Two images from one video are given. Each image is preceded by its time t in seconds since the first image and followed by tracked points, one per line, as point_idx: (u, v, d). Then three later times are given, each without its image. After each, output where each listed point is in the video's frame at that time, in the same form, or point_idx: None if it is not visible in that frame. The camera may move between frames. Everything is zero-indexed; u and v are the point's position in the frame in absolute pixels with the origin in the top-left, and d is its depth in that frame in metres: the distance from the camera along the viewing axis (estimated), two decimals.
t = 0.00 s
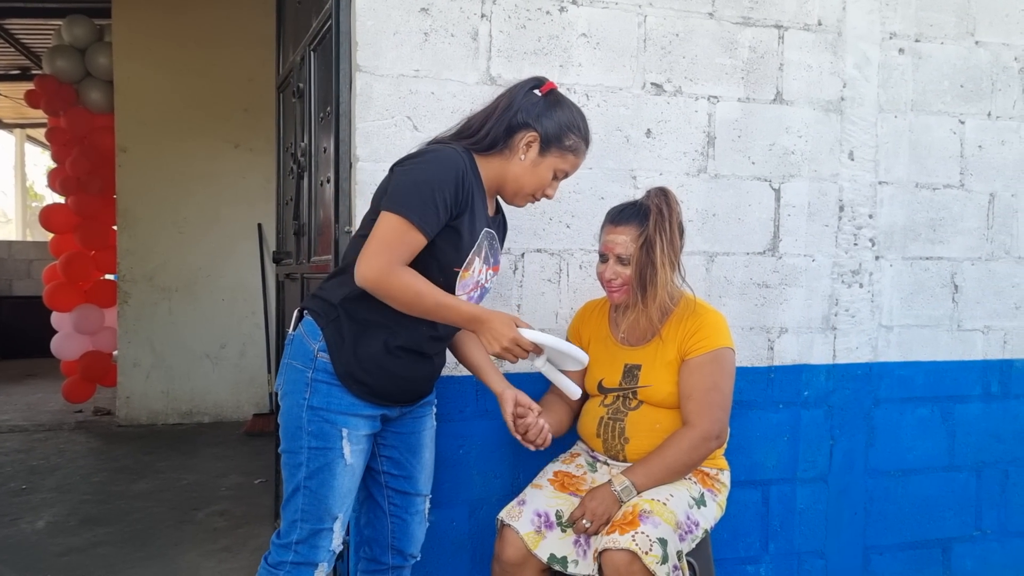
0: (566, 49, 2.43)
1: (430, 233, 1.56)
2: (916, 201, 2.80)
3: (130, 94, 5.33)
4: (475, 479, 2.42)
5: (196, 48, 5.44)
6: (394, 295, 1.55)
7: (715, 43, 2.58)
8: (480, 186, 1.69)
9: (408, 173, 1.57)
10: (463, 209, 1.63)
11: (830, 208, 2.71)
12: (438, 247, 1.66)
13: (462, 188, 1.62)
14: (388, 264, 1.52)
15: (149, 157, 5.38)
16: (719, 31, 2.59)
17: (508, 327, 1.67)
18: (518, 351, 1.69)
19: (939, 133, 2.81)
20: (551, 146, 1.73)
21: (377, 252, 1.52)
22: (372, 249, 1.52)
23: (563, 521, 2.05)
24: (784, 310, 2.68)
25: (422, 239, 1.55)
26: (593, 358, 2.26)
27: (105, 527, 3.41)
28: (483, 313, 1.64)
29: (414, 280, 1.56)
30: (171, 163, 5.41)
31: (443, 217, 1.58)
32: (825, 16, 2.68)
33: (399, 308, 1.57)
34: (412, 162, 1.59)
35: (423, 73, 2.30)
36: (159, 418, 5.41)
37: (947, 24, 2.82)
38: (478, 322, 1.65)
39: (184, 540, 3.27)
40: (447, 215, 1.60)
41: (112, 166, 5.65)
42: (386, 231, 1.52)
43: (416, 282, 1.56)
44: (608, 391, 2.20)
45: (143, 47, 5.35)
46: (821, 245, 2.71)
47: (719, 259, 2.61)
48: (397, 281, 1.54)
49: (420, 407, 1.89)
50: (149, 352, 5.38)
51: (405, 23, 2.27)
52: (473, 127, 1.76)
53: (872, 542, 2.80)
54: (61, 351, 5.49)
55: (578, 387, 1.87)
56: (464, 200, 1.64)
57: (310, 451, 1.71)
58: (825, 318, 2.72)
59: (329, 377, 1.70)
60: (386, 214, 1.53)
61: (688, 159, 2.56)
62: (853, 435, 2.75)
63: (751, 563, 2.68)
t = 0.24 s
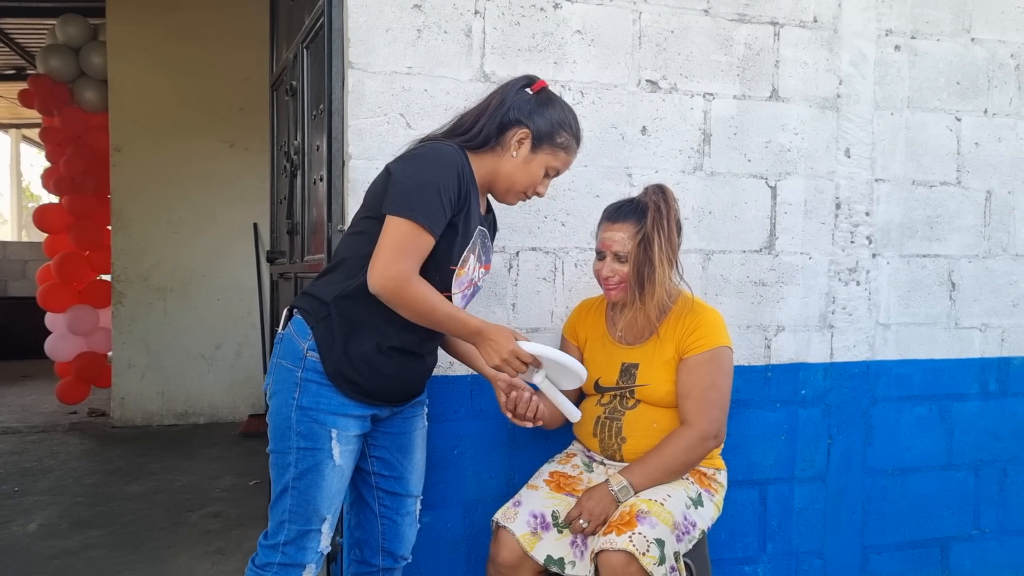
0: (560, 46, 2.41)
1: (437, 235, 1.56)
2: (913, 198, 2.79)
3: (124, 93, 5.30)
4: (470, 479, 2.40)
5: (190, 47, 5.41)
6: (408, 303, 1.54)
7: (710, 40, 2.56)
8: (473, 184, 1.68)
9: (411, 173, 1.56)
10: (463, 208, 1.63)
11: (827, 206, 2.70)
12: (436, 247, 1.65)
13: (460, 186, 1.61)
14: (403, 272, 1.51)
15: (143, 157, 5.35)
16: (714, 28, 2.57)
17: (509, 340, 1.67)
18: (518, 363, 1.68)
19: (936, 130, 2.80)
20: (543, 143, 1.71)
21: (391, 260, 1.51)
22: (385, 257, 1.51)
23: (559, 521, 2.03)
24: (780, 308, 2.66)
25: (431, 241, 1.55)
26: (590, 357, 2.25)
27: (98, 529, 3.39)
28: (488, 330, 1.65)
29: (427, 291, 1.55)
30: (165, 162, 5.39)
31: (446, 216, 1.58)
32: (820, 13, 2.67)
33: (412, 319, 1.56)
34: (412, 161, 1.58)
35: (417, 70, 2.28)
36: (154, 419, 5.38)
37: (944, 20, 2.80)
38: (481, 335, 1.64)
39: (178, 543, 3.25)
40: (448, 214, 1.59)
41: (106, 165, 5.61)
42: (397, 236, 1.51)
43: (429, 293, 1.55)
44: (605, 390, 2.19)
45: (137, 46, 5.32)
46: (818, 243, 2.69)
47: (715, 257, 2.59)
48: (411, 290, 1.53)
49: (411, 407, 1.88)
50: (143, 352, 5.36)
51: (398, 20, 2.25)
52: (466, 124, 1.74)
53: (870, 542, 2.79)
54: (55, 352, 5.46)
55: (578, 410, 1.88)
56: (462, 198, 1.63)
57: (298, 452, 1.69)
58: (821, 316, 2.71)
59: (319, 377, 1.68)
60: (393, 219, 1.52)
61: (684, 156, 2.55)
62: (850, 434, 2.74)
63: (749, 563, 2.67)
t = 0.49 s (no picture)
0: (559, 42, 2.39)
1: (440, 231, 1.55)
2: (913, 196, 2.77)
3: (121, 91, 5.28)
4: (468, 480, 2.38)
5: (188, 45, 5.39)
6: (418, 306, 1.52)
7: (710, 37, 2.55)
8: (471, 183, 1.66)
9: (412, 170, 1.54)
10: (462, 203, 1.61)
11: (827, 204, 2.68)
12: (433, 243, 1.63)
13: (459, 182, 1.60)
14: (412, 274, 1.50)
15: (140, 156, 5.33)
16: (714, 25, 2.55)
17: (508, 355, 1.68)
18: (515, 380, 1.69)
19: (937, 128, 2.78)
20: (540, 141, 1.69)
21: (399, 262, 1.49)
22: (393, 260, 1.50)
23: (558, 521, 2.01)
24: (780, 307, 2.65)
25: (435, 238, 1.53)
26: (589, 356, 2.23)
27: (94, 529, 3.37)
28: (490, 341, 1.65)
29: (437, 295, 1.54)
30: (163, 161, 5.37)
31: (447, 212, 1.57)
32: (821, 10, 2.65)
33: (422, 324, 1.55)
34: (411, 158, 1.56)
35: (414, 67, 2.26)
36: (152, 418, 5.36)
37: (945, 17, 2.79)
38: (483, 345, 1.64)
39: (175, 543, 3.23)
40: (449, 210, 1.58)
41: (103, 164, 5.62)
42: (402, 237, 1.50)
43: (438, 298, 1.54)
44: (604, 389, 2.17)
45: (134, 44, 5.30)
46: (818, 242, 2.68)
47: (715, 256, 2.58)
48: (421, 294, 1.52)
49: (407, 405, 1.86)
50: (140, 352, 5.33)
51: (395, 16, 2.23)
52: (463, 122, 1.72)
53: (870, 542, 2.77)
54: (52, 352, 5.44)
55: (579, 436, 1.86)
56: (461, 194, 1.62)
57: (296, 450, 1.67)
58: (822, 315, 2.69)
59: (314, 375, 1.66)
60: (396, 220, 1.50)
61: (683, 154, 2.53)
62: (851, 434, 2.72)
63: (748, 563, 2.65)
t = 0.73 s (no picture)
0: (560, 43, 2.39)
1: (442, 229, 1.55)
2: (913, 197, 2.77)
3: (120, 91, 5.27)
4: (469, 480, 2.38)
5: (187, 45, 5.39)
6: (424, 304, 1.52)
7: (710, 38, 2.55)
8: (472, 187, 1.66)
9: (415, 168, 1.55)
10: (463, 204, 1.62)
11: (827, 205, 2.68)
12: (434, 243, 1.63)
13: (461, 182, 1.60)
14: (417, 272, 1.50)
15: (139, 156, 5.33)
16: (715, 26, 2.55)
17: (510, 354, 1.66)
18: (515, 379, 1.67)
19: (937, 129, 2.79)
20: (541, 145, 1.70)
21: (404, 260, 1.49)
22: (398, 258, 1.49)
23: (558, 522, 2.01)
24: (781, 308, 2.65)
25: (438, 235, 1.53)
26: (590, 357, 2.23)
27: (93, 530, 3.36)
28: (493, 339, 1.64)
29: (442, 292, 1.54)
30: (162, 161, 5.36)
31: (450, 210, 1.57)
32: (821, 11, 2.65)
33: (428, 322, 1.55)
34: (414, 158, 1.57)
35: (415, 67, 2.26)
36: (150, 419, 5.36)
37: (945, 18, 2.79)
38: (485, 343, 1.63)
39: (174, 544, 3.22)
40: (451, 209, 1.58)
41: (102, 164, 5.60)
42: (408, 234, 1.49)
43: (443, 294, 1.54)
44: (605, 390, 2.17)
45: (133, 44, 5.29)
46: (818, 242, 2.68)
47: (715, 257, 2.58)
48: (426, 291, 1.52)
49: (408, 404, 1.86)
50: (139, 352, 5.33)
51: (396, 16, 2.23)
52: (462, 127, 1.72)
53: (870, 543, 2.77)
54: (50, 352, 5.43)
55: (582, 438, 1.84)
56: (462, 195, 1.62)
57: (304, 451, 1.67)
58: (822, 315, 2.69)
59: (318, 375, 1.66)
60: (402, 220, 1.50)
61: (684, 155, 2.53)
62: (851, 434, 2.72)
63: (749, 564, 2.65)
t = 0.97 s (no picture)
0: (560, 43, 2.40)
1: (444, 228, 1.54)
2: (912, 196, 2.78)
3: (120, 91, 5.28)
4: (470, 478, 2.39)
5: (187, 45, 5.39)
6: (422, 297, 1.50)
7: (710, 37, 2.56)
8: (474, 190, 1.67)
9: (419, 170, 1.55)
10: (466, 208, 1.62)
11: (826, 204, 2.69)
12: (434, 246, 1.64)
13: (465, 186, 1.61)
14: (415, 263, 1.49)
15: (139, 155, 5.33)
16: (714, 25, 2.56)
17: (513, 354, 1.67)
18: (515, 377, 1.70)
19: (936, 128, 2.80)
20: (541, 147, 1.71)
21: (403, 252, 1.48)
22: (397, 249, 1.49)
23: (559, 520, 2.02)
24: (781, 306, 2.66)
25: (439, 231, 1.53)
26: (590, 356, 2.24)
27: (93, 529, 3.37)
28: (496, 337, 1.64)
29: (441, 286, 1.52)
30: (162, 160, 5.36)
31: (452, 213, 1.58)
32: (820, 11, 2.66)
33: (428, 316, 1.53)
34: (418, 160, 1.57)
35: (416, 67, 2.26)
36: (150, 419, 5.36)
37: (944, 18, 2.80)
38: (488, 342, 1.62)
39: (175, 543, 3.23)
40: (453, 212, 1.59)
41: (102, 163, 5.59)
42: (408, 230, 1.49)
43: (442, 289, 1.52)
44: (605, 388, 2.18)
45: (133, 44, 5.30)
46: (817, 241, 2.69)
47: (715, 255, 2.59)
48: (425, 285, 1.50)
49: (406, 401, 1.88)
50: (138, 352, 5.33)
51: (397, 16, 2.24)
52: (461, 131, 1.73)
53: (870, 541, 2.78)
54: (49, 352, 5.43)
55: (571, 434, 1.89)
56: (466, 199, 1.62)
57: (331, 450, 1.67)
58: (822, 314, 2.70)
59: (330, 374, 1.66)
60: (403, 216, 1.51)
61: (684, 154, 2.54)
62: (850, 432, 2.73)
63: (749, 562, 2.66)
